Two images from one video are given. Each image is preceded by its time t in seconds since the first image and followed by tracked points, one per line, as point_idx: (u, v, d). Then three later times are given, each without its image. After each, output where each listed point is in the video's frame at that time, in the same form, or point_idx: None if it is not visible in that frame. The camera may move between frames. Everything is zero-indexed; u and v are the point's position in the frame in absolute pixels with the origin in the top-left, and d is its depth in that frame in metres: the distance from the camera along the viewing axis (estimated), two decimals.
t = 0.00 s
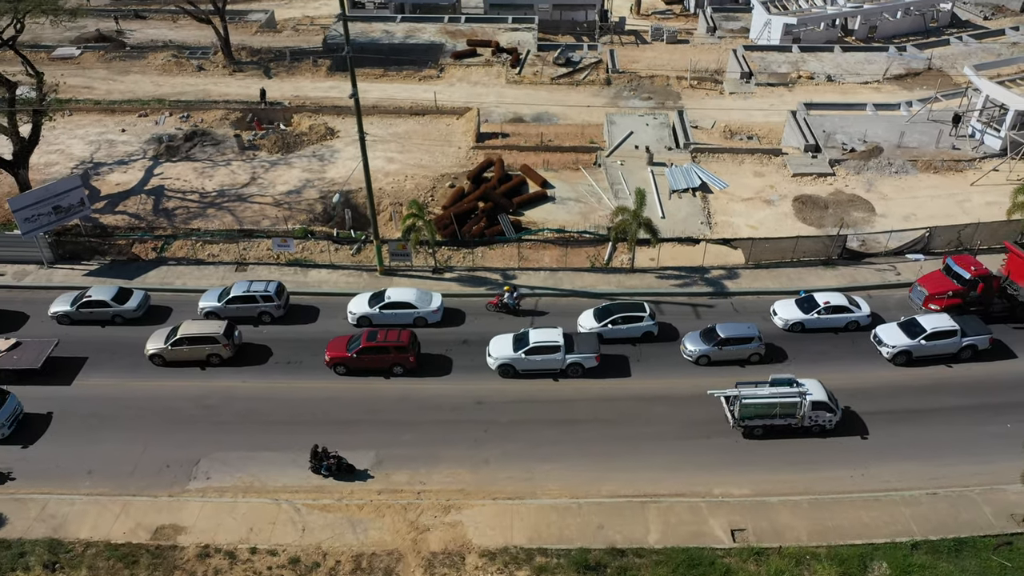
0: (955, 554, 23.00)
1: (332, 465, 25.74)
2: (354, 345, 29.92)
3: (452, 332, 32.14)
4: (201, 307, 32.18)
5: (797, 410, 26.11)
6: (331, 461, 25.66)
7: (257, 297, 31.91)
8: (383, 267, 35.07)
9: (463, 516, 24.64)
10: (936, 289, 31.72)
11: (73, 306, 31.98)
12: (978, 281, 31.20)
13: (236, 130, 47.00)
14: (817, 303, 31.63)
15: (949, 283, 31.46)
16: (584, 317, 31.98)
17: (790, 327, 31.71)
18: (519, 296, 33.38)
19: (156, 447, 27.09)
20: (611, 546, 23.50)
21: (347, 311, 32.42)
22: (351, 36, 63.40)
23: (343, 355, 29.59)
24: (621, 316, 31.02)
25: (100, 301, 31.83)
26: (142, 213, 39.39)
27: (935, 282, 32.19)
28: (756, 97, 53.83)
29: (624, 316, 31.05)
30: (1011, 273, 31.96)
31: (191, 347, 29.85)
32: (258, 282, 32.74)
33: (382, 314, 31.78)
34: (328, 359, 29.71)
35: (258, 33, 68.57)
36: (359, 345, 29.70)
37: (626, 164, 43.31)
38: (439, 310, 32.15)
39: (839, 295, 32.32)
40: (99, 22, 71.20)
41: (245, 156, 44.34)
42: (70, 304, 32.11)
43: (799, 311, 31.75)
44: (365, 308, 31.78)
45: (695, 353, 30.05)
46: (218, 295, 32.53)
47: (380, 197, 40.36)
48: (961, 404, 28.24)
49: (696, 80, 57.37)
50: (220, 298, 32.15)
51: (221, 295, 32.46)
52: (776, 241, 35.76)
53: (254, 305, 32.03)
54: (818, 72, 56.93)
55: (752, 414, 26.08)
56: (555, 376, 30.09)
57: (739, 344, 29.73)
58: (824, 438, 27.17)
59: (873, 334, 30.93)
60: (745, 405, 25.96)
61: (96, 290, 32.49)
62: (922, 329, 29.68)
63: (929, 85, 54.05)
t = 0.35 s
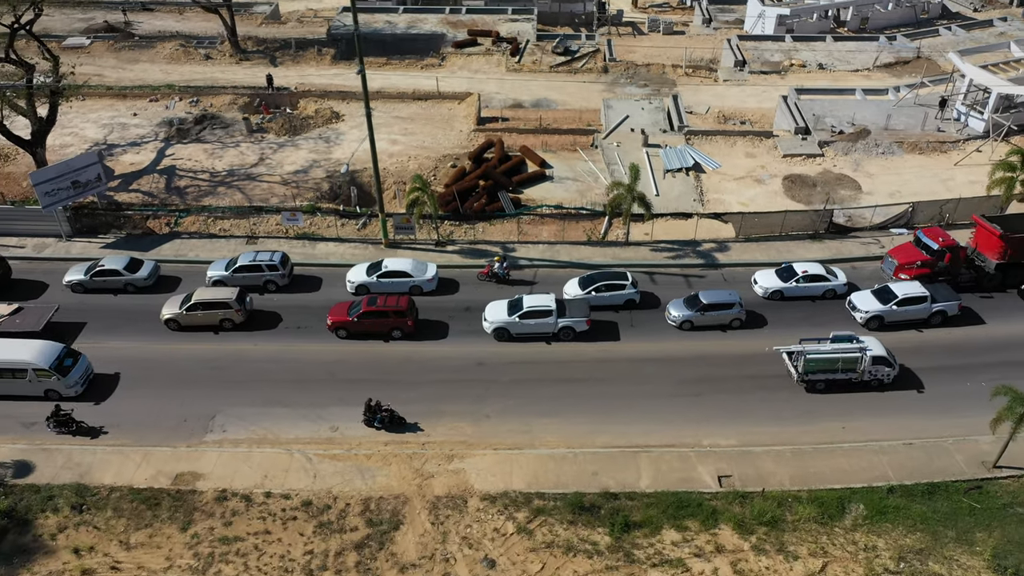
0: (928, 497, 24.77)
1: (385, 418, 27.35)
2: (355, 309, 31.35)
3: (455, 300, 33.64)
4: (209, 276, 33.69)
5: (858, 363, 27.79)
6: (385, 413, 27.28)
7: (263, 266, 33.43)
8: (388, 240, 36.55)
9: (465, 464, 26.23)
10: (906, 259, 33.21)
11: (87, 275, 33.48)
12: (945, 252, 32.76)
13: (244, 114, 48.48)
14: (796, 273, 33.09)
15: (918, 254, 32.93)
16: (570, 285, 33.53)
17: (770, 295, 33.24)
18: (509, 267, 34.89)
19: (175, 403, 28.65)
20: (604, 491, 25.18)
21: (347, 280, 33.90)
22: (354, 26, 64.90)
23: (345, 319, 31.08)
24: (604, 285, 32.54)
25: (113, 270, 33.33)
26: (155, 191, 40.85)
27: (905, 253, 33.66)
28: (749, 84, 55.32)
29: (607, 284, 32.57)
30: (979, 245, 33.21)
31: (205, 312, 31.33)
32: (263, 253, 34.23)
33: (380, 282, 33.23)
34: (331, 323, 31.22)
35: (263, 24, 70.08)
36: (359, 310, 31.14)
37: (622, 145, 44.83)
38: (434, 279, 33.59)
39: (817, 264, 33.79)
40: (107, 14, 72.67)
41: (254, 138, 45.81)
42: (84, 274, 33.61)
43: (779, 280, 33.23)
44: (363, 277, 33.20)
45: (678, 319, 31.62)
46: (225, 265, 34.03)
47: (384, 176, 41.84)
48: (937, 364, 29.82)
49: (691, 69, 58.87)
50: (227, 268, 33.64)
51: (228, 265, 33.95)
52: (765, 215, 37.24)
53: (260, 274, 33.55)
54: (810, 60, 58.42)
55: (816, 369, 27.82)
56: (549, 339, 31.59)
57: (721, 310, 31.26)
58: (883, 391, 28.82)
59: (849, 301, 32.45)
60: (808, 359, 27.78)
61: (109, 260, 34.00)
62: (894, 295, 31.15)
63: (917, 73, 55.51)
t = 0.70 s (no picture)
0: (904, 448, 26.31)
1: (429, 376, 28.82)
2: (356, 278, 32.89)
3: (457, 271, 35.14)
4: (218, 248, 35.21)
5: (909, 325, 29.44)
6: (430, 371, 28.78)
7: (268, 239, 34.95)
8: (393, 215, 38.05)
9: (468, 419, 27.77)
10: (880, 233, 34.58)
11: (101, 248, 34.90)
12: (918, 225, 34.20)
13: (252, 99, 49.98)
14: (776, 245, 34.69)
15: (892, 228, 34.31)
16: (558, 256, 35.05)
17: (752, 267, 34.84)
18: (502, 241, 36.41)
19: (192, 365, 30.20)
20: (599, 442, 26.74)
21: (347, 253, 35.42)
22: (358, 16, 66.42)
23: (347, 287, 32.64)
24: (590, 256, 34.04)
25: (127, 243, 34.80)
26: (168, 170, 42.34)
27: (880, 227, 35.03)
28: (743, 72, 56.77)
29: (593, 256, 34.05)
30: (950, 219, 34.73)
31: (217, 281, 32.87)
32: (269, 227, 35.73)
33: (379, 255, 34.73)
34: (333, 292, 32.79)
35: (269, 15, 71.58)
36: (360, 279, 32.66)
37: (619, 129, 46.35)
38: (431, 252, 35.17)
39: (798, 238, 35.36)
40: (115, 5, 74.11)
41: (262, 122, 47.30)
42: (98, 246, 35.05)
43: (761, 252, 34.81)
44: (363, 249, 34.62)
45: (665, 288, 33.14)
46: (233, 238, 35.54)
47: (388, 157, 43.32)
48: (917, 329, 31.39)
49: (686, 57, 60.36)
50: (235, 240, 35.15)
51: (236, 238, 35.47)
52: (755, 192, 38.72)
53: (266, 247, 35.08)
54: (803, 49, 59.89)
55: (869, 329, 29.47)
56: (542, 307, 33.15)
57: (705, 280, 32.82)
58: (931, 349, 30.52)
59: (826, 272, 34.01)
60: (862, 320, 29.41)
61: (122, 234, 35.47)
62: (869, 265, 32.68)
63: (907, 61, 56.92)
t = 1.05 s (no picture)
0: (883, 402, 27.84)
1: (473, 337, 30.36)
2: (357, 249, 34.47)
3: (460, 244, 36.72)
4: (225, 222, 36.79)
5: (960, 287, 30.96)
6: (474, 333, 30.29)
7: (274, 213, 36.55)
8: (398, 192, 39.64)
9: (470, 377, 29.34)
10: (857, 207, 36.15)
11: (118, 221, 36.51)
12: (893, 200, 35.63)
13: (260, 84, 51.51)
14: (758, 219, 36.34)
15: (868, 202, 35.89)
16: (548, 228, 36.68)
17: (734, 239, 36.56)
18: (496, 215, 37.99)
19: (208, 330, 31.80)
20: (594, 398, 28.31)
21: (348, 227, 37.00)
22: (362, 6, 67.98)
23: (349, 257, 34.27)
24: (577, 228, 35.57)
25: (142, 217, 36.40)
26: (180, 150, 43.87)
27: (857, 202, 36.58)
28: (738, 58, 58.25)
29: (580, 228, 35.56)
30: (925, 195, 36.30)
31: (219, 251, 34.31)
32: (275, 201, 37.34)
33: (378, 228, 36.33)
34: (335, 261, 34.44)
35: (275, 4, 73.08)
36: (362, 248, 34.25)
37: (616, 111, 47.91)
38: (429, 225, 36.81)
39: (779, 212, 36.98)
40: None
41: (270, 105, 48.83)
42: (115, 220, 36.66)
43: (743, 225, 36.46)
44: (363, 223, 36.13)
45: (651, 259, 34.79)
46: (240, 212, 37.12)
47: (393, 138, 44.86)
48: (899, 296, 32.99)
49: (683, 45, 61.83)
50: (241, 214, 36.75)
51: (243, 212, 37.05)
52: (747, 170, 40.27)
53: (271, 220, 36.70)
54: (796, 37, 61.36)
55: (922, 292, 31.29)
56: (537, 276, 34.76)
57: (690, 251, 34.47)
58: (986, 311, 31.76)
59: (806, 243, 35.66)
60: (915, 284, 31.23)
61: (138, 208, 37.07)
62: (846, 237, 34.47)
63: (898, 47, 58.34)
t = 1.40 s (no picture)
0: (870, 373, 28.87)
1: (511, 313, 31.50)
2: (357, 230, 35.55)
3: (462, 226, 37.80)
4: (228, 204, 37.86)
5: (1011, 260, 32.49)
6: (513, 308, 31.37)
7: (276, 196, 37.63)
8: (401, 176, 40.75)
9: (472, 351, 30.38)
10: (842, 190, 37.30)
11: (128, 205, 37.65)
12: (877, 182, 36.72)
13: (266, 74, 52.57)
14: (745, 202, 37.41)
15: (853, 185, 36.96)
16: (539, 209, 37.74)
17: (722, 222, 37.64)
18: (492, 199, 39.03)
19: (219, 307, 32.86)
20: (591, 370, 29.35)
21: (348, 210, 38.06)
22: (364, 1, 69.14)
23: (348, 238, 35.38)
24: (566, 211, 36.68)
25: (151, 200, 37.50)
26: (188, 138, 44.92)
27: (843, 185, 37.68)
28: (735, 50, 59.26)
29: (569, 211, 36.66)
30: (909, 178, 37.33)
31: (211, 233, 35.18)
32: (277, 184, 38.45)
33: (376, 210, 37.39)
34: (335, 242, 35.57)
35: None
36: (361, 230, 35.36)
37: (614, 100, 49.01)
38: (425, 208, 37.92)
39: (765, 195, 38.06)
40: None
41: (276, 94, 49.88)
42: (124, 203, 37.76)
43: (730, 208, 37.52)
44: (362, 205, 37.23)
45: (641, 240, 35.84)
46: (243, 195, 38.21)
47: (396, 125, 45.90)
48: (888, 275, 34.06)
49: (680, 37, 62.83)
50: (245, 197, 37.81)
51: (245, 195, 38.12)
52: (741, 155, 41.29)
53: (273, 204, 37.78)
54: (792, 29, 62.37)
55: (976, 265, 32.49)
56: (534, 257, 35.79)
57: (679, 233, 35.52)
58: None
59: (791, 226, 36.74)
60: (970, 258, 32.38)
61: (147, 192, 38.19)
62: (831, 218, 35.44)
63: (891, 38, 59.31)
